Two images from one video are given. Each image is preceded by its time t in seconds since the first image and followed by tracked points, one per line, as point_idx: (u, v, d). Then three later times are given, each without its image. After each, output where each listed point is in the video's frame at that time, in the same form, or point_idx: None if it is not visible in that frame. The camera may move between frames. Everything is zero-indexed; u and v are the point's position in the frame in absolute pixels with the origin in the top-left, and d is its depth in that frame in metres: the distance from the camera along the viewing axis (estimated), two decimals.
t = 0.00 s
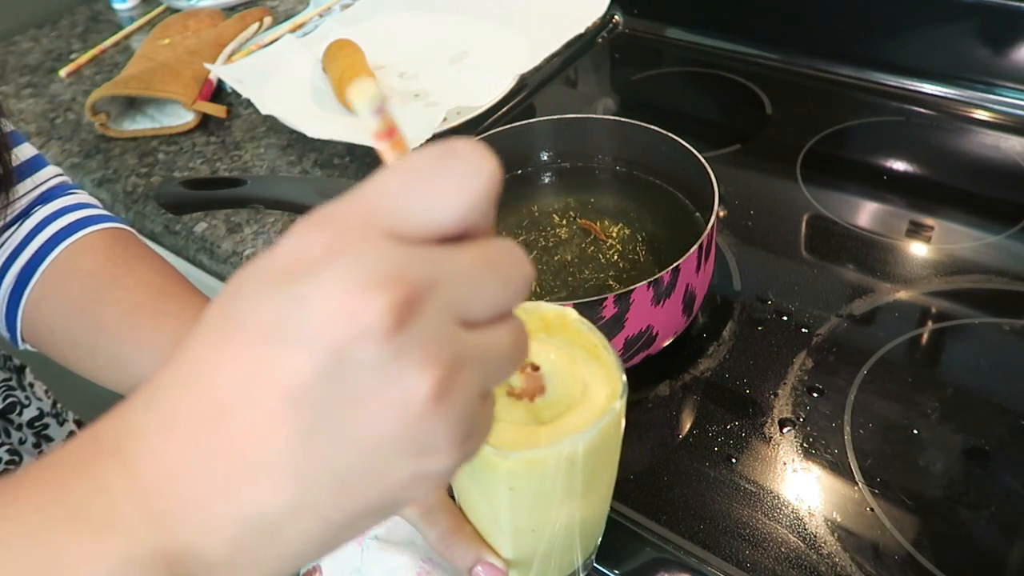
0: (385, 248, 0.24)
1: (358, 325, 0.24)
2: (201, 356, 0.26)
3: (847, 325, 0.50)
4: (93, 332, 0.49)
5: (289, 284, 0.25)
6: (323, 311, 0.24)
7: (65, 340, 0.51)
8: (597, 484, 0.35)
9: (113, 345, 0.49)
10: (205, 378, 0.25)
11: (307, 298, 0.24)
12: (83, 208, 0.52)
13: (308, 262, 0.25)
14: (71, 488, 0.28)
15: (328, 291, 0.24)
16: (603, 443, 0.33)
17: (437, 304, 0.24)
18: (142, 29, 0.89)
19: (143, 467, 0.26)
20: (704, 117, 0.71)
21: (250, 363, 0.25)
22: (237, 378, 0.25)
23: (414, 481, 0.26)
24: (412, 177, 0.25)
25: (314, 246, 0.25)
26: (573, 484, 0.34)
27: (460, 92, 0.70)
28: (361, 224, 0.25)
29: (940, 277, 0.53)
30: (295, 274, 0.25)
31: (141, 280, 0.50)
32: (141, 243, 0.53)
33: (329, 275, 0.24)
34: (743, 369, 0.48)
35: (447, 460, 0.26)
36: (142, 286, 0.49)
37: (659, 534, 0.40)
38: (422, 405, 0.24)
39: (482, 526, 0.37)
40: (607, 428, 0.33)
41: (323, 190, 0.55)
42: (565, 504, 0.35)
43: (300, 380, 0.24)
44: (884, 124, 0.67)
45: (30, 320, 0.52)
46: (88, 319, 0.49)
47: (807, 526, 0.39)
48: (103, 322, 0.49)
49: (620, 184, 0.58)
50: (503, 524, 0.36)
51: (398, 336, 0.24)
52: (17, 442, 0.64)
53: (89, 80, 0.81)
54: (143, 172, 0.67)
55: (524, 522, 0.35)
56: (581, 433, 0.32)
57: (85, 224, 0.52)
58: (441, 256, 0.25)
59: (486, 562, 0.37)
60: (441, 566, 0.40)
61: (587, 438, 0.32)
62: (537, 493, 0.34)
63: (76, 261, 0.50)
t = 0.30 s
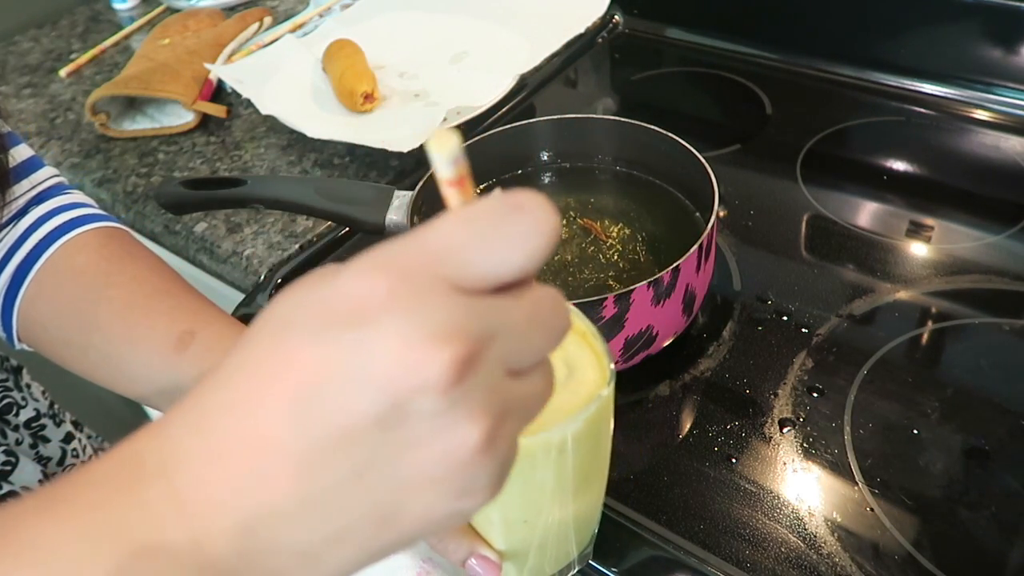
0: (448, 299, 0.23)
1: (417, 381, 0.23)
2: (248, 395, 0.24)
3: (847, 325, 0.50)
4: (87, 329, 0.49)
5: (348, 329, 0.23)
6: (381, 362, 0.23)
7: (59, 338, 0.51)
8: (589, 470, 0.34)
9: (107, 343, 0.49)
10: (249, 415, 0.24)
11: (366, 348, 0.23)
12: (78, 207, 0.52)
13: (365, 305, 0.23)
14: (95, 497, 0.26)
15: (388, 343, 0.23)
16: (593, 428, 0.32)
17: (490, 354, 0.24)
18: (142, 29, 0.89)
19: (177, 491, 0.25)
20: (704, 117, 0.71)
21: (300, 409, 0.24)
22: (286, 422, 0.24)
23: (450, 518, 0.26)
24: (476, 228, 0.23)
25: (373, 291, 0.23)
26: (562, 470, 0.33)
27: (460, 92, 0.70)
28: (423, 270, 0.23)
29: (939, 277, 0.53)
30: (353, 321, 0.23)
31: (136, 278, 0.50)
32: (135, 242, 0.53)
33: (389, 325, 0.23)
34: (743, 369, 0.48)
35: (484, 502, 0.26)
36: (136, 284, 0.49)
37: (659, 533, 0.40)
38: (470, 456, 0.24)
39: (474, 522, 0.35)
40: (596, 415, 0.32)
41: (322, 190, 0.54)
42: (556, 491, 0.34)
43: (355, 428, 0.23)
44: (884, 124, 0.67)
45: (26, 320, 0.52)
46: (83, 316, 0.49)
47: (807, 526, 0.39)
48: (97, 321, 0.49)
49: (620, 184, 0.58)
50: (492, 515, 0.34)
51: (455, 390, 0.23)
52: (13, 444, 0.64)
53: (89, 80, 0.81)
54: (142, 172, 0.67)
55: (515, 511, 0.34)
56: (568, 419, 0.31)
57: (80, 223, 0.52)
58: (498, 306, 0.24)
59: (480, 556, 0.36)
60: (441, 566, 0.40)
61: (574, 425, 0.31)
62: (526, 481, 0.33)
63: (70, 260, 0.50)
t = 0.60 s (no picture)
0: (390, 299, 0.22)
1: (359, 386, 0.22)
2: (196, 398, 0.23)
3: (847, 325, 0.50)
4: (89, 328, 0.49)
5: (287, 335, 0.22)
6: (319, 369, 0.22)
7: (61, 337, 0.51)
8: (586, 470, 0.34)
9: (109, 342, 0.49)
10: (201, 419, 0.23)
11: (307, 350, 0.22)
12: (78, 206, 0.52)
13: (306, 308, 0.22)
14: (78, 486, 0.26)
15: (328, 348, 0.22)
16: (589, 432, 0.32)
17: (440, 350, 0.23)
18: (142, 29, 0.89)
19: (141, 493, 0.25)
20: (704, 117, 0.71)
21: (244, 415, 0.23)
22: (234, 429, 0.23)
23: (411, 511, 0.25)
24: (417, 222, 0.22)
25: (312, 293, 0.22)
26: (557, 473, 0.33)
27: (460, 92, 0.70)
28: (363, 269, 0.22)
29: (940, 277, 0.53)
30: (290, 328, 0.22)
31: (137, 276, 0.50)
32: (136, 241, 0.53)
33: (327, 328, 0.22)
34: (743, 369, 0.48)
35: (449, 494, 0.25)
36: (137, 282, 0.49)
37: (659, 534, 0.39)
38: (420, 455, 0.23)
39: (474, 520, 0.35)
40: (591, 418, 0.32)
41: (322, 190, 0.54)
42: (554, 492, 0.34)
43: (298, 432, 0.23)
44: (885, 124, 0.67)
45: (29, 320, 0.52)
46: (85, 315, 0.49)
47: (807, 526, 0.39)
48: (98, 320, 0.49)
49: (620, 184, 0.58)
50: (490, 515, 0.34)
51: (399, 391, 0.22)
52: (13, 444, 0.64)
53: (89, 80, 0.81)
54: (143, 172, 0.67)
55: (513, 511, 0.34)
56: (564, 422, 0.31)
57: (81, 222, 0.52)
58: (448, 300, 0.22)
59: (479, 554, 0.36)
60: (441, 566, 0.40)
61: (569, 430, 0.31)
62: (522, 484, 0.33)
63: (72, 260, 0.50)
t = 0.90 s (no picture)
0: (329, 434, 0.21)
1: (297, 518, 0.22)
2: (139, 468, 0.23)
3: (847, 325, 0.50)
4: (89, 328, 0.49)
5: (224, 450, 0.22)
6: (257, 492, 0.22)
7: (62, 337, 0.51)
8: (589, 469, 0.34)
9: (112, 342, 0.49)
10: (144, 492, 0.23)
11: (244, 476, 0.22)
12: (78, 206, 0.52)
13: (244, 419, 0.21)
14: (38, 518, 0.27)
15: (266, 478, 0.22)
16: (592, 432, 0.32)
17: (383, 468, 0.23)
18: (142, 29, 0.89)
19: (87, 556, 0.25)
20: (704, 117, 0.71)
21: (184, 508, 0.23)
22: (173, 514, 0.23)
23: None
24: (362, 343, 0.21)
25: (248, 410, 0.21)
26: (562, 471, 0.32)
27: (460, 91, 0.70)
28: (305, 389, 0.21)
29: (940, 277, 0.53)
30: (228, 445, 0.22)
31: (137, 275, 0.50)
32: (138, 241, 0.52)
33: (264, 456, 0.21)
34: (743, 369, 0.48)
35: None
36: (138, 281, 0.49)
37: (659, 534, 0.40)
38: (367, 562, 0.24)
39: (478, 519, 0.36)
40: (594, 417, 0.31)
41: (323, 190, 0.54)
42: (556, 491, 0.34)
43: (237, 539, 0.23)
44: (884, 124, 0.67)
45: (29, 319, 0.52)
46: (85, 315, 0.49)
47: (807, 526, 0.39)
48: (99, 319, 0.49)
49: (620, 184, 0.58)
50: (493, 515, 0.35)
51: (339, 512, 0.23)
52: (15, 443, 0.64)
53: (89, 80, 0.81)
54: (143, 172, 0.67)
55: (516, 511, 0.34)
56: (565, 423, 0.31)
57: (80, 222, 0.52)
58: (394, 419, 0.22)
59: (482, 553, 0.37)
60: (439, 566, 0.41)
61: (570, 430, 0.31)
62: (524, 484, 0.33)
63: (73, 260, 0.50)
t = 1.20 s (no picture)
0: (294, 501, 0.21)
1: None
2: (109, 492, 0.23)
3: (847, 325, 0.50)
4: (85, 333, 0.49)
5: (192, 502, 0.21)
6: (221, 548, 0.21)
7: (59, 345, 0.51)
8: (582, 483, 0.34)
9: (107, 349, 0.49)
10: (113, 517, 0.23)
11: (201, 537, 0.21)
12: (78, 211, 0.53)
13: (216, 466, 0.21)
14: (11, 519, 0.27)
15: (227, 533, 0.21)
16: (585, 445, 0.32)
17: (359, 532, 0.22)
18: (142, 29, 0.89)
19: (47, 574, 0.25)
20: (704, 117, 0.71)
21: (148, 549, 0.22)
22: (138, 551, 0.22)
23: None
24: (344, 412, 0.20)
25: (213, 464, 0.21)
26: (556, 484, 0.32)
27: (460, 91, 0.70)
28: (269, 450, 0.20)
29: (939, 277, 0.53)
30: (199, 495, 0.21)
31: (134, 279, 0.50)
32: (135, 247, 0.53)
33: (224, 519, 0.21)
34: (743, 369, 0.48)
35: None
36: (134, 285, 0.49)
37: (659, 534, 0.40)
38: None
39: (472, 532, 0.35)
40: (588, 430, 0.31)
41: (323, 190, 0.54)
42: (550, 505, 0.33)
43: None
44: (884, 124, 0.67)
45: (26, 324, 0.52)
46: (82, 319, 0.49)
47: (807, 526, 0.39)
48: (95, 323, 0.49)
49: (620, 184, 0.58)
50: (486, 527, 0.34)
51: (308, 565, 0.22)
52: (12, 443, 0.64)
53: (89, 80, 0.81)
54: (142, 172, 0.67)
55: (509, 524, 0.34)
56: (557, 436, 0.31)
57: (80, 226, 0.52)
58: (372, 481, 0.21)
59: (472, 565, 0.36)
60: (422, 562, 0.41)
61: (564, 442, 0.31)
62: (518, 497, 0.33)
63: (70, 267, 0.51)
